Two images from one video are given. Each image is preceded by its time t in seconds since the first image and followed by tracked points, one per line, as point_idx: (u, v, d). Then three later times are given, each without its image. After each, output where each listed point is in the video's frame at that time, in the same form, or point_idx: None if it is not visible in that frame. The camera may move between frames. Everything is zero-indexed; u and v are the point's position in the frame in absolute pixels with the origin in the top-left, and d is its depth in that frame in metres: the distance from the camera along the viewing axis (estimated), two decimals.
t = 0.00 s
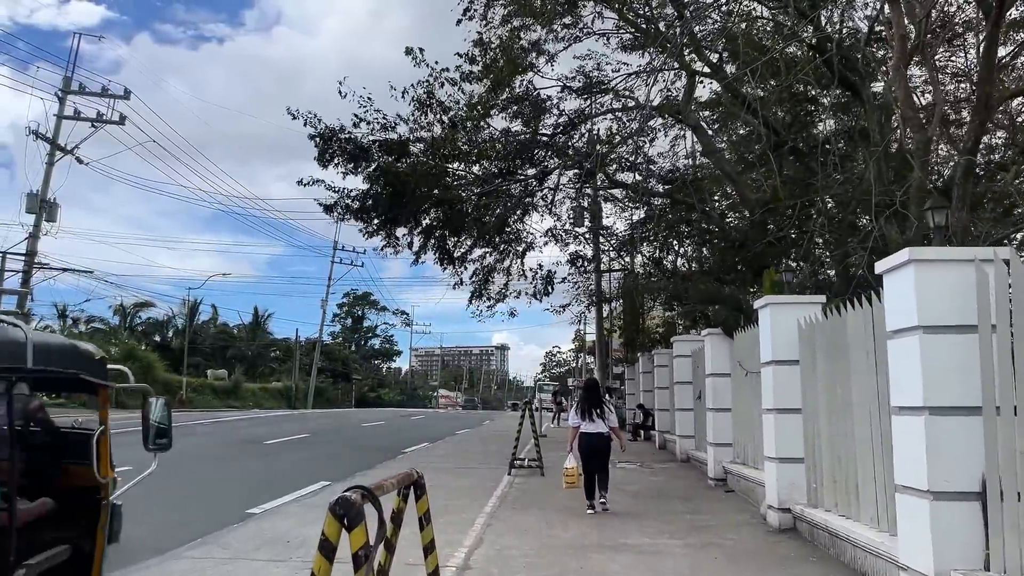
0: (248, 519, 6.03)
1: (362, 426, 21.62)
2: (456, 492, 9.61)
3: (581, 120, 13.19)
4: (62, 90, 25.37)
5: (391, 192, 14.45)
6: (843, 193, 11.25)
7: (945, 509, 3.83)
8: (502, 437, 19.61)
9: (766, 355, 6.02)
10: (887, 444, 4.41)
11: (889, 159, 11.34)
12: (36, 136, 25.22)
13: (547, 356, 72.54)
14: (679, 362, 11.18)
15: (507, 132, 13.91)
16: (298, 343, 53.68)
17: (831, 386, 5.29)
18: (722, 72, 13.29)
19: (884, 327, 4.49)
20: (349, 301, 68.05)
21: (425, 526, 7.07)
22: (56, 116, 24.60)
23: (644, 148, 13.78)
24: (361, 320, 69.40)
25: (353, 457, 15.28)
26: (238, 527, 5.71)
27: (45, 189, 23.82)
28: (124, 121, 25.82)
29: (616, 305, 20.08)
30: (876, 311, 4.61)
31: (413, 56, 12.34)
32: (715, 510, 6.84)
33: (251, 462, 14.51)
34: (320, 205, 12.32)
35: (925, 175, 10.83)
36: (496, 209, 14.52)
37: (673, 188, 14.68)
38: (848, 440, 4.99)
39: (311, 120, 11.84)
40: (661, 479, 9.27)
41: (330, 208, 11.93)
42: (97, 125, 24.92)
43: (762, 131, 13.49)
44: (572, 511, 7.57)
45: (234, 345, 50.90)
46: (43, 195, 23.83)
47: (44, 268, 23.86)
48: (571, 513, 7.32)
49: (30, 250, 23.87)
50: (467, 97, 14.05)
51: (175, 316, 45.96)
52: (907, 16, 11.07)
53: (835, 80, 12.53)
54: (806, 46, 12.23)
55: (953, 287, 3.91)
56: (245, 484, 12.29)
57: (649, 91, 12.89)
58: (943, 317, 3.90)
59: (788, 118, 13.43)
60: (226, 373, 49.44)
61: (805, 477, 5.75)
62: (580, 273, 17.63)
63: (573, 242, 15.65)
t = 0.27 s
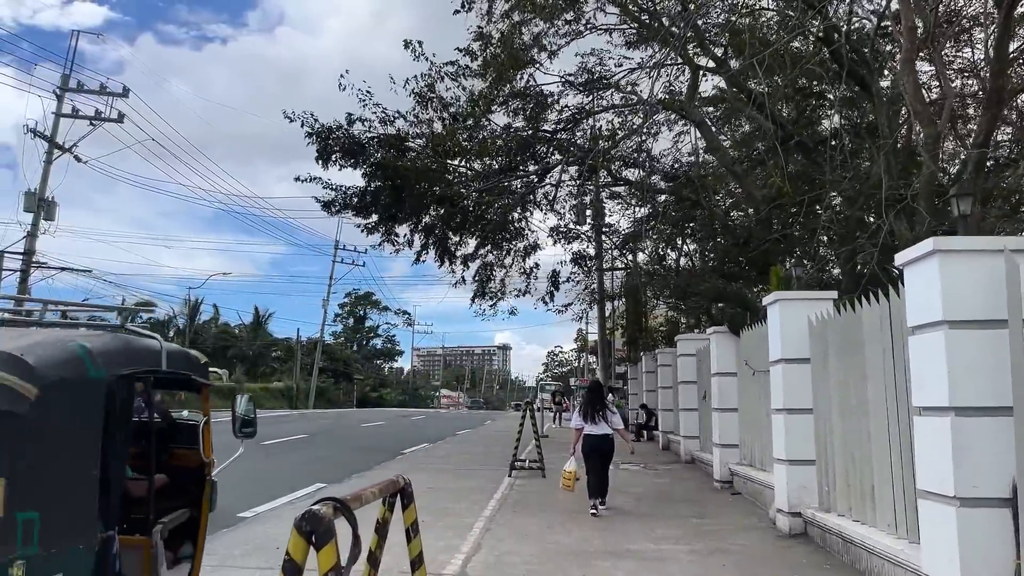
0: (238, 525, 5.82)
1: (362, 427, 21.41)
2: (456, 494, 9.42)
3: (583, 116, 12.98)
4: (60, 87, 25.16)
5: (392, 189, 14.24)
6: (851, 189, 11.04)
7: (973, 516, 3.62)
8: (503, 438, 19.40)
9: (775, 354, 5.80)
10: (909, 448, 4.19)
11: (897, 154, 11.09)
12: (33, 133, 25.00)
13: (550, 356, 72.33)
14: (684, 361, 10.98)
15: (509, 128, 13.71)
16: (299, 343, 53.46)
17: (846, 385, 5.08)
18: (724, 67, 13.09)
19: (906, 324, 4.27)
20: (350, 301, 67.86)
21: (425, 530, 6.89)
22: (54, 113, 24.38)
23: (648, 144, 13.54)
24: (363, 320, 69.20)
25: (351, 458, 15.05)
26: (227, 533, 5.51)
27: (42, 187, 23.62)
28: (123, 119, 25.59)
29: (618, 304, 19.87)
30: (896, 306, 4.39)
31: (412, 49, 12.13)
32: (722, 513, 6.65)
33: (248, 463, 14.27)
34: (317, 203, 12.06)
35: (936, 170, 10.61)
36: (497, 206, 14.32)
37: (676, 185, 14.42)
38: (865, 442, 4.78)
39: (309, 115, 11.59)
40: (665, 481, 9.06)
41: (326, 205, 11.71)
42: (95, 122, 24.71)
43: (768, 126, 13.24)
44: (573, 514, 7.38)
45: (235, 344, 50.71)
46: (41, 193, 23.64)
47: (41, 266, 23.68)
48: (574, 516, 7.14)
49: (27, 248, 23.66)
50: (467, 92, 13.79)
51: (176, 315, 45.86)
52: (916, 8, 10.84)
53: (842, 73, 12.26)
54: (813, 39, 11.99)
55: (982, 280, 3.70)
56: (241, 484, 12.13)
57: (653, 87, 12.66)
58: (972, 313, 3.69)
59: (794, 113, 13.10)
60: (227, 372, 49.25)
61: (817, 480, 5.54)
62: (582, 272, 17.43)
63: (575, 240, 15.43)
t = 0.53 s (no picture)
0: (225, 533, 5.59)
1: (363, 429, 21.19)
2: (457, 499, 9.21)
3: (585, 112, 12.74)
4: (58, 86, 24.97)
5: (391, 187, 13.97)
6: (859, 186, 10.80)
7: (1004, 527, 3.37)
8: (504, 440, 19.17)
9: (786, 354, 5.56)
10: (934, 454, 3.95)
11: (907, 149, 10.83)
12: (32, 133, 24.82)
13: (553, 356, 72.05)
14: (689, 362, 10.76)
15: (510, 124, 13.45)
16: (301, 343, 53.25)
17: (862, 386, 4.83)
18: (728, 63, 12.84)
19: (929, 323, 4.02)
20: (353, 301, 67.65)
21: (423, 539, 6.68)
22: (51, 113, 24.17)
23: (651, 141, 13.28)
24: (365, 320, 68.98)
25: (350, 461, 14.82)
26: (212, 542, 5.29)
27: (41, 186, 23.44)
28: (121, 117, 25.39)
29: (621, 304, 19.62)
30: (917, 304, 4.15)
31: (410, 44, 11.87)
32: (730, 520, 6.43)
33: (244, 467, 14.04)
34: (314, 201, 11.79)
35: (947, 167, 10.35)
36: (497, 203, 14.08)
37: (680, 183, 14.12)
38: (884, 448, 4.54)
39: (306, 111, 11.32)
40: (670, 486, 8.82)
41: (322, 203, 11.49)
42: (94, 121, 24.51)
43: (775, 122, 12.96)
44: (574, 521, 7.15)
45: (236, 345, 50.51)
46: (39, 192, 23.46)
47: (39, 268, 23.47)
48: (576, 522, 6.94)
49: (26, 248, 23.47)
50: (467, 88, 13.51)
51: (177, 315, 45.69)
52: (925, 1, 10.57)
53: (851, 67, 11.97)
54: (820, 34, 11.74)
55: (1013, 275, 3.46)
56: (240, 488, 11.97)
57: (658, 83, 12.41)
58: (1003, 310, 3.45)
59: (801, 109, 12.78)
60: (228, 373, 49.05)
61: (830, 486, 5.30)
62: (585, 272, 17.21)
63: (577, 239, 15.20)
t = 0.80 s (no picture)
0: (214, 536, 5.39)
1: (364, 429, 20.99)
2: (457, 500, 9.05)
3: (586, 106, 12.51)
4: (57, 83, 24.79)
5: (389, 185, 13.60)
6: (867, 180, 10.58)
7: None
8: (506, 440, 18.95)
9: (798, 351, 5.34)
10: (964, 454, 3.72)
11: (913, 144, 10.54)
12: (32, 131, 24.66)
13: (556, 356, 71.79)
14: (693, 361, 10.59)
15: (511, 120, 13.22)
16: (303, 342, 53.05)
17: (880, 383, 4.61)
18: (731, 57, 12.62)
19: (956, 316, 3.80)
20: (355, 300, 67.45)
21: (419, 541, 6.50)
22: (50, 110, 24.00)
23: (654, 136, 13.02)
24: (368, 320, 68.77)
25: (350, 461, 14.61)
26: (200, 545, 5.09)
27: (39, 184, 23.28)
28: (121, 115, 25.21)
29: (624, 303, 19.42)
30: (941, 296, 3.93)
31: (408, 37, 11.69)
32: (736, 521, 6.24)
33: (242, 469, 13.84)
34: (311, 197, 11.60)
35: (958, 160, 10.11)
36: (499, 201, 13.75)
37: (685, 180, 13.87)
38: (904, 449, 4.33)
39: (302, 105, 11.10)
40: (675, 486, 8.62)
41: (318, 199, 11.30)
42: (92, 119, 24.32)
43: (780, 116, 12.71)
44: (576, 523, 6.95)
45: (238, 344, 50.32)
46: (37, 190, 23.31)
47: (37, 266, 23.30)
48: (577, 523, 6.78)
49: (24, 247, 23.31)
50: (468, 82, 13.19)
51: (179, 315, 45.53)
52: None
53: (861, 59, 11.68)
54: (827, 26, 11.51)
55: None
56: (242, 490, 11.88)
57: (662, 77, 12.20)
58: None
59: (809, 102, 12.41)
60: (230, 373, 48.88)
61: (845, 488, 5.08)
62: (587, 270, 17.01)
63: (580, 237, 14.98)
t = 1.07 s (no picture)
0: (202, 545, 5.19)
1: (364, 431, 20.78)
2: (457, 504, 8.85)
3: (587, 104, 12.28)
4: (55, 82, 24.58)
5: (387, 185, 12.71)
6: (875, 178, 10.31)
7: None
8: (508, 441, 18.74)
9: (808, 352, 5.12)
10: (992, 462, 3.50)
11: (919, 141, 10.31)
12: (30, 130, 24.46)
13: (558, 356, 71.50)
14: (698, 362, 10.37)
15: (512, 118, 12.99)
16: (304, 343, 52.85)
17: (897, 385, 4.39)
18: (735, 53, 12.38)
19: (983, 316, 3.58)
20: (357, 301, 67.21)
21: (416, 549, 6.29)
22: (47, 108, 23.81)
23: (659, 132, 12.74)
24: (370, 320, 68.55)
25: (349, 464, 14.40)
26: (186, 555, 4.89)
27: (37, 183, 23.09)
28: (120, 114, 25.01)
29: (627, 302, 19.19)
30: (965, 294, 3.72)
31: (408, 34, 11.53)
32: (744, 529, 6.03)
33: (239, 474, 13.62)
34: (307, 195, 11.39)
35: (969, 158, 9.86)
36: (501, 200, 13.23)
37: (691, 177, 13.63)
38: (924, 454, 4.12)
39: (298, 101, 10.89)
40: (680, 491, 8.41)
41: (314, 197, 11.09)
42: (90, 117, 24.13)
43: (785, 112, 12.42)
44: (578, 530, 6.75)
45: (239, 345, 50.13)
46: (35, 189, 23.13)
47: (34, 265, 23.11)
48: (579, 530, 6.58)
49: (22, 246, 23.12)
50: (468, 79, 12.91)
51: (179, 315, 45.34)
52: None
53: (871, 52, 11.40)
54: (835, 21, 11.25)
55: None
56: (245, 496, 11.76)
57: (666, 74, 11.98)
58: None
59: (815, 98, 12.05)
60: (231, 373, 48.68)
61: (858, 495, 4.86)
62: (589, 270, 16.79)
63: (582, 237, 14.75)
